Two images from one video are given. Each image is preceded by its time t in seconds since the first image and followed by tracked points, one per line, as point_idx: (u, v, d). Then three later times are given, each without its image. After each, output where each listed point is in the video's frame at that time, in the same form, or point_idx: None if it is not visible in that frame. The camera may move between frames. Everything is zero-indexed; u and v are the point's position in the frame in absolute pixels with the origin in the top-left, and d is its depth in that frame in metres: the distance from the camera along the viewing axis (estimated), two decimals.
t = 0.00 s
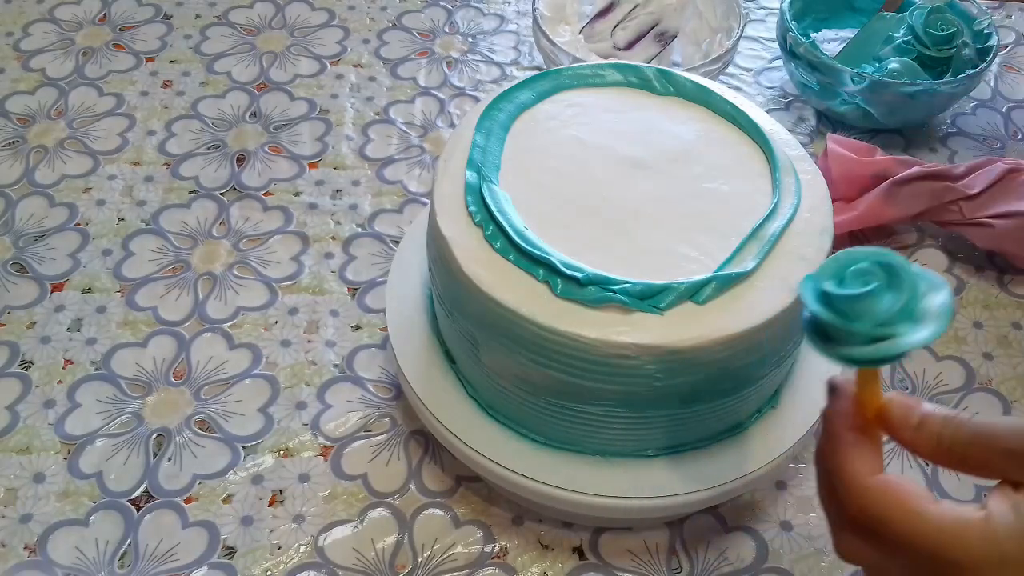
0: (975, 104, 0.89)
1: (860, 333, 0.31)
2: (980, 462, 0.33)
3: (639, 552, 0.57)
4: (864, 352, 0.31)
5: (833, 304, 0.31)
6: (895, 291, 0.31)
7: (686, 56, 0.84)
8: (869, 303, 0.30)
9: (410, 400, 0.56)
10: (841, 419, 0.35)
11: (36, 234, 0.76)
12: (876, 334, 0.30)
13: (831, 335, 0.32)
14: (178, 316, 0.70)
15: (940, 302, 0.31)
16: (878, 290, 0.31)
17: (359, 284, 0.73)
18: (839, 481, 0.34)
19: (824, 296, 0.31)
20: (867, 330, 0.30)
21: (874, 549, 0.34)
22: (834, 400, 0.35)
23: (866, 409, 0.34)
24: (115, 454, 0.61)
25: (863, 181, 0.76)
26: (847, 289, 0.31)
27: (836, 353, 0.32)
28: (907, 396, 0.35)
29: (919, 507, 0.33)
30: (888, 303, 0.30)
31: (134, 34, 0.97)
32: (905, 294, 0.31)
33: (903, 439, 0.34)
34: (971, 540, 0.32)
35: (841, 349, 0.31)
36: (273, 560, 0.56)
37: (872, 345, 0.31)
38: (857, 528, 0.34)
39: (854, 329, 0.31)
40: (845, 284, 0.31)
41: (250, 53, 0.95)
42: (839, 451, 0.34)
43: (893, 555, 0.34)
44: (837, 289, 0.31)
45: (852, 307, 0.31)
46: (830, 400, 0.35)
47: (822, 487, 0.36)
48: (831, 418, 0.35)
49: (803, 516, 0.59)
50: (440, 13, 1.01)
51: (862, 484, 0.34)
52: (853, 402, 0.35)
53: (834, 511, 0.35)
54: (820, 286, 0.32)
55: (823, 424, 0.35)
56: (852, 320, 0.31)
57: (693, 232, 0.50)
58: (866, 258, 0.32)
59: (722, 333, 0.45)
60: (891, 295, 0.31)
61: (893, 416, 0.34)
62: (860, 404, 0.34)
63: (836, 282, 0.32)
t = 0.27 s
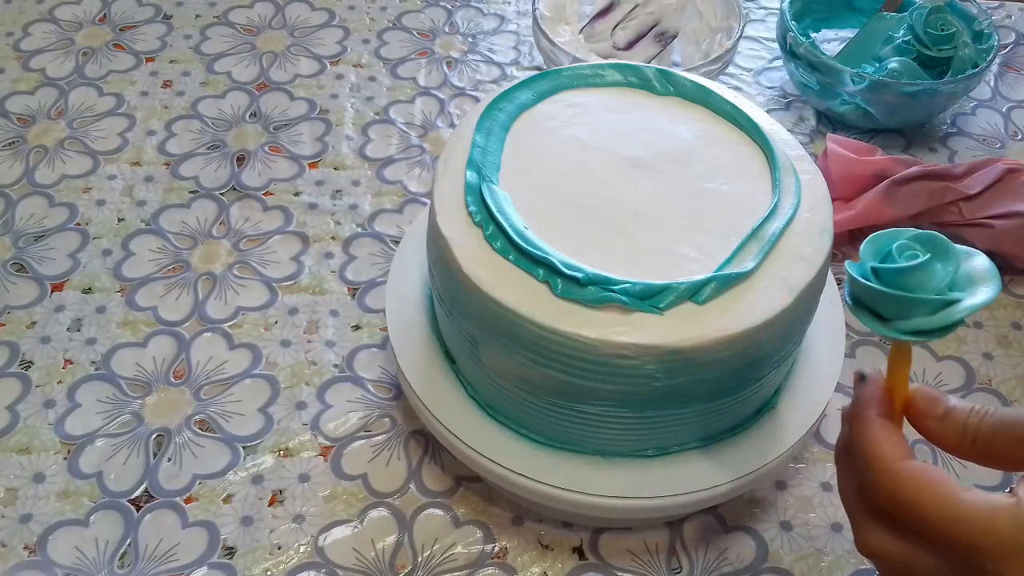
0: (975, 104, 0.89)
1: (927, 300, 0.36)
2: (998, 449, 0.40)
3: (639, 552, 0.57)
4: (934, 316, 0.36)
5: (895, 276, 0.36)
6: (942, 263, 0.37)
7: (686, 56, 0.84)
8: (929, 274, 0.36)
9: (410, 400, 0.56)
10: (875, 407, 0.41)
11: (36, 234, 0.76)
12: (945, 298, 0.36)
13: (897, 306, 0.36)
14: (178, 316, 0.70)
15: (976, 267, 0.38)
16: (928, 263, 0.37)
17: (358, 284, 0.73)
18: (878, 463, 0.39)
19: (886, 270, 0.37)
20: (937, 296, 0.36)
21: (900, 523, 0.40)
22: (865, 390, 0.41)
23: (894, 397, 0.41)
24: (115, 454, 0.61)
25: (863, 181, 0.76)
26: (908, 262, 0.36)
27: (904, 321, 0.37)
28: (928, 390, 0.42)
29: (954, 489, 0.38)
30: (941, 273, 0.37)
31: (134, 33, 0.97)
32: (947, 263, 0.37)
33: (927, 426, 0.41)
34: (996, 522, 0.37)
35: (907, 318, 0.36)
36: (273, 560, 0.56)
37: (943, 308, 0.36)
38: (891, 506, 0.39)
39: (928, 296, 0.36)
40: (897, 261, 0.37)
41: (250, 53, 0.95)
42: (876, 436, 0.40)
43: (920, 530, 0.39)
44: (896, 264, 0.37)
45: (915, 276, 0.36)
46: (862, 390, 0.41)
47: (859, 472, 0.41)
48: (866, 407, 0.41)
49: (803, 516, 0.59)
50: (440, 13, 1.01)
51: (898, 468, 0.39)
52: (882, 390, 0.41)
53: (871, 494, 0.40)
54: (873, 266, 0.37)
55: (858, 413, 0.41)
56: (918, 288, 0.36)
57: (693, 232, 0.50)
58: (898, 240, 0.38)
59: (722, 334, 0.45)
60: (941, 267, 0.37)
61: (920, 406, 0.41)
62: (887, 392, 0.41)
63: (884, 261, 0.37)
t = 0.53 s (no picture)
0: (975, 104, 0.89)
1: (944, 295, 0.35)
2: (1016, 447, 0.39)
3: (639, 552, 0.57)
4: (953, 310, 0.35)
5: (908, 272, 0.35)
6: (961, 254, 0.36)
7: (686, 56, 0.84)
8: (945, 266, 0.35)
9: (410, 400, 0.56)
10: (891, 404, 0.40)
11: (36, 234, 0.76)
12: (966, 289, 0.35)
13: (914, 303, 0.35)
14: (178, 316, 0.70)
15: (996, 258, 0.36)
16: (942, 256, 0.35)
17: (358, 284, 0.73)
18: (895, 461, 0.39)
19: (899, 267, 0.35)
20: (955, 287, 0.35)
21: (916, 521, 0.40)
22: (881, 387, 0.41)
23: (911, 393, 0.40)
24: (115, 454, 0.61)
25: (863, 180, 0.76)
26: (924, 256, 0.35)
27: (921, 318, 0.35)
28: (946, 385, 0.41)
29: (970, 487, 0.38)
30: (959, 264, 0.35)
31: (134, 34, 0.97)
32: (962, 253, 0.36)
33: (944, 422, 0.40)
34: (1014, 521, 0.37)
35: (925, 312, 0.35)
36: (273, 560, 0.56)
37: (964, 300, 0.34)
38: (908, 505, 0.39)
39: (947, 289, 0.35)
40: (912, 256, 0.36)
41: (250, 53, 0.95)
42: (893, 434, 0.39)
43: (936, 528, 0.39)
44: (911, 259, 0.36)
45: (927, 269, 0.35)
46: (879, 388, 0.41)
47: (875, 471, 0.40)
48: (882, 404, 0.40)
49: (803, 515, 0.59)
50: (440, 13, 1.01)
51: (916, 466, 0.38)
52: (899, 386, 0.41)
53: (888, 493, 0.40)
54: (889, 261, 0.36)
55: (874, 410, 0.40)
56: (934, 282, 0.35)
57: (693, 232, 0.50)
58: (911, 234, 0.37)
59: (721, 334, 0.45)
60: (960, 260, 0.36)
61: (937, 401, 0.40)
62: (904, 388, 0.40)
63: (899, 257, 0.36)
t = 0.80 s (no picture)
0: (975, 104, 0.89)
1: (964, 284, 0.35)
2: None
3: (639, 552, 0.57)
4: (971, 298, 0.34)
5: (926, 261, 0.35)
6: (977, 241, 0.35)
7: (686, 56, 0.84)
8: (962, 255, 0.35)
9: (410, 400, 0.56)
10: (901, 397, 0.39)
11: (36, 234, 0.76)
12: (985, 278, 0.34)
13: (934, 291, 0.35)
14: (178, 316, 0.70)
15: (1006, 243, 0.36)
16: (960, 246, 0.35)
17: (358, 284, 0.73)
18: (906, 456, 0.38)
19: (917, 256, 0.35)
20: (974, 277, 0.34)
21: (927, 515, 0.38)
22: (890, 379, 0.39)
23: (921, 384, 0.39)
24: (115, 454, 0.61)
25: (863, 180, 0.76)
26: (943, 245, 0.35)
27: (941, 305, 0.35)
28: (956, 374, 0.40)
29: (986, 481, 0.37)
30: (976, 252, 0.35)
31: (134, 33, 0.97)
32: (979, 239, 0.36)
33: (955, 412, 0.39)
34: None
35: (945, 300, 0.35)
36: (273, 560, 0.56)
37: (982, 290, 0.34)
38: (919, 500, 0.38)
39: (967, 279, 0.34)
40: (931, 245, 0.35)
41: (250, 53, 0.95)
42: (905, 427, 0.38)
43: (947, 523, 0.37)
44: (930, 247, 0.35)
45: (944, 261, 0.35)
46: (887, 379, 0.39)
47: (886, 463, 0.39)
48: (893, 395, 0.39)
49: (803, 516, 0.59)
50: (440, 13, 1.01)
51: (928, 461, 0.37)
52: (908, 377, 0.39)
53: (898, 486, 0.39)
54: (905, 252, 0.35)
55: (883, 403, 0.39)
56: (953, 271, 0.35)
57: (694, 232, 0.50)
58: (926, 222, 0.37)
59: (722, 334, 0.45)
60: (977, 248, 0.35)
61: (948, 391, 0.39)
62: (913, 380, 0.39)
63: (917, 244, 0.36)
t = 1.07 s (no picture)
0: (975, 104, 0.89)
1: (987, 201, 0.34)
2: None
3: (639, 553, 0.57)
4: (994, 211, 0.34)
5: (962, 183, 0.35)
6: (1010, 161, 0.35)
7: (686, 56, 0.84)
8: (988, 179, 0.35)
9: (410, 399, 0.56)
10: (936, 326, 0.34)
11: (36, 234, 0.76)
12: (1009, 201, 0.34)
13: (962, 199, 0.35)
14: (178, 316, 0.70)
15: None
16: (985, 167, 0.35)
17: (358, 284, 0.73)
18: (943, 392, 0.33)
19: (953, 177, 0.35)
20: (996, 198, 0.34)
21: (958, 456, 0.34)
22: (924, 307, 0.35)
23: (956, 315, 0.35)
24: (115, 454, 0.61)
25: (862, 180, 0.75)
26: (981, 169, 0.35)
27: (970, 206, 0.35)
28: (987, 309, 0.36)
29: None
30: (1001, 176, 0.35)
31: (134, 33, 0.97)
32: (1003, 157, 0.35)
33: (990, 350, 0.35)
34: None
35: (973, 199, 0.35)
36: (273, 560, 0.56)
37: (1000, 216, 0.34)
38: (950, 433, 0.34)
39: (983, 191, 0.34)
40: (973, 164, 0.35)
41: (250, 53, 0.95)
42: (942, 361, 0.34)
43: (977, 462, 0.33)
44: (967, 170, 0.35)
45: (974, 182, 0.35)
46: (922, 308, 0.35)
47: (918, 399, 0.35)
48: (930, 325, 0.34)
49: (803, 516, 0.59)
50: (440, 13, 1.01)
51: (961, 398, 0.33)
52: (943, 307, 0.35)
53: (931, 424, 0.34)
54: (945, 172, 0.35)
55: (919, 334, 0.35)
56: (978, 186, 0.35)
57: (694, 232, 0.50)
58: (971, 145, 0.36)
59: (722, 334, 0.45)
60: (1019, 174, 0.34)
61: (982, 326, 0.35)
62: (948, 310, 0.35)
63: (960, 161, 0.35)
